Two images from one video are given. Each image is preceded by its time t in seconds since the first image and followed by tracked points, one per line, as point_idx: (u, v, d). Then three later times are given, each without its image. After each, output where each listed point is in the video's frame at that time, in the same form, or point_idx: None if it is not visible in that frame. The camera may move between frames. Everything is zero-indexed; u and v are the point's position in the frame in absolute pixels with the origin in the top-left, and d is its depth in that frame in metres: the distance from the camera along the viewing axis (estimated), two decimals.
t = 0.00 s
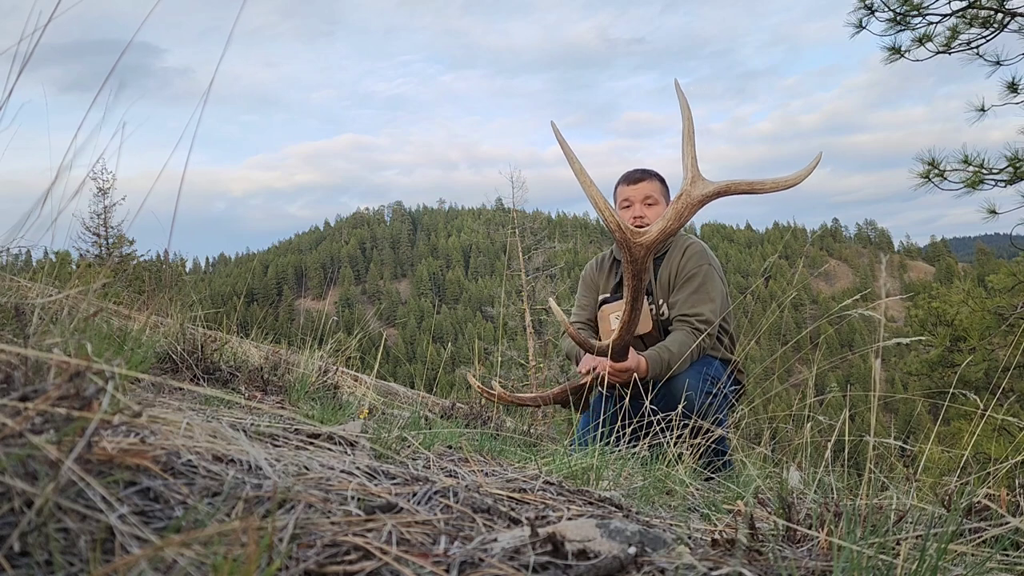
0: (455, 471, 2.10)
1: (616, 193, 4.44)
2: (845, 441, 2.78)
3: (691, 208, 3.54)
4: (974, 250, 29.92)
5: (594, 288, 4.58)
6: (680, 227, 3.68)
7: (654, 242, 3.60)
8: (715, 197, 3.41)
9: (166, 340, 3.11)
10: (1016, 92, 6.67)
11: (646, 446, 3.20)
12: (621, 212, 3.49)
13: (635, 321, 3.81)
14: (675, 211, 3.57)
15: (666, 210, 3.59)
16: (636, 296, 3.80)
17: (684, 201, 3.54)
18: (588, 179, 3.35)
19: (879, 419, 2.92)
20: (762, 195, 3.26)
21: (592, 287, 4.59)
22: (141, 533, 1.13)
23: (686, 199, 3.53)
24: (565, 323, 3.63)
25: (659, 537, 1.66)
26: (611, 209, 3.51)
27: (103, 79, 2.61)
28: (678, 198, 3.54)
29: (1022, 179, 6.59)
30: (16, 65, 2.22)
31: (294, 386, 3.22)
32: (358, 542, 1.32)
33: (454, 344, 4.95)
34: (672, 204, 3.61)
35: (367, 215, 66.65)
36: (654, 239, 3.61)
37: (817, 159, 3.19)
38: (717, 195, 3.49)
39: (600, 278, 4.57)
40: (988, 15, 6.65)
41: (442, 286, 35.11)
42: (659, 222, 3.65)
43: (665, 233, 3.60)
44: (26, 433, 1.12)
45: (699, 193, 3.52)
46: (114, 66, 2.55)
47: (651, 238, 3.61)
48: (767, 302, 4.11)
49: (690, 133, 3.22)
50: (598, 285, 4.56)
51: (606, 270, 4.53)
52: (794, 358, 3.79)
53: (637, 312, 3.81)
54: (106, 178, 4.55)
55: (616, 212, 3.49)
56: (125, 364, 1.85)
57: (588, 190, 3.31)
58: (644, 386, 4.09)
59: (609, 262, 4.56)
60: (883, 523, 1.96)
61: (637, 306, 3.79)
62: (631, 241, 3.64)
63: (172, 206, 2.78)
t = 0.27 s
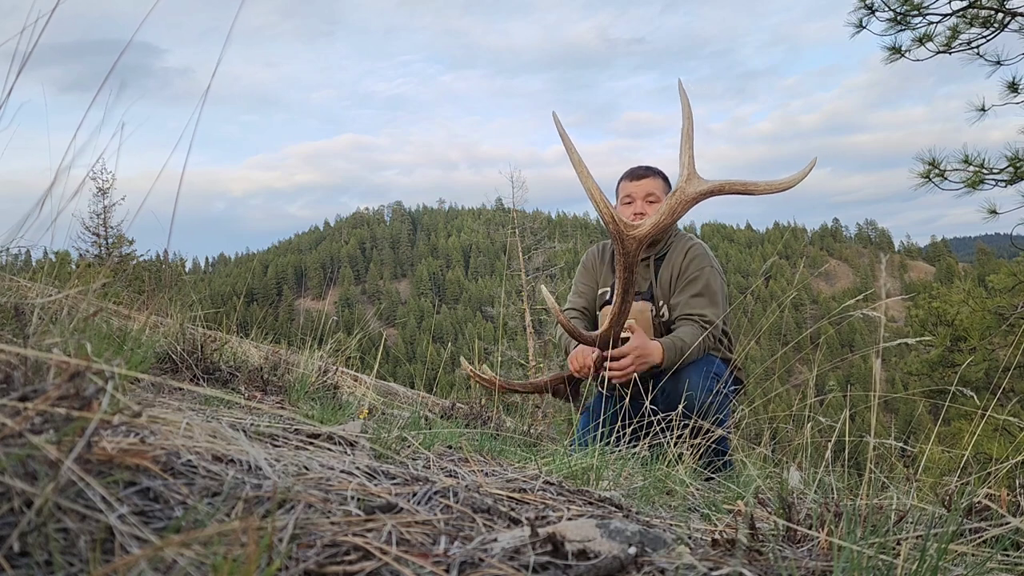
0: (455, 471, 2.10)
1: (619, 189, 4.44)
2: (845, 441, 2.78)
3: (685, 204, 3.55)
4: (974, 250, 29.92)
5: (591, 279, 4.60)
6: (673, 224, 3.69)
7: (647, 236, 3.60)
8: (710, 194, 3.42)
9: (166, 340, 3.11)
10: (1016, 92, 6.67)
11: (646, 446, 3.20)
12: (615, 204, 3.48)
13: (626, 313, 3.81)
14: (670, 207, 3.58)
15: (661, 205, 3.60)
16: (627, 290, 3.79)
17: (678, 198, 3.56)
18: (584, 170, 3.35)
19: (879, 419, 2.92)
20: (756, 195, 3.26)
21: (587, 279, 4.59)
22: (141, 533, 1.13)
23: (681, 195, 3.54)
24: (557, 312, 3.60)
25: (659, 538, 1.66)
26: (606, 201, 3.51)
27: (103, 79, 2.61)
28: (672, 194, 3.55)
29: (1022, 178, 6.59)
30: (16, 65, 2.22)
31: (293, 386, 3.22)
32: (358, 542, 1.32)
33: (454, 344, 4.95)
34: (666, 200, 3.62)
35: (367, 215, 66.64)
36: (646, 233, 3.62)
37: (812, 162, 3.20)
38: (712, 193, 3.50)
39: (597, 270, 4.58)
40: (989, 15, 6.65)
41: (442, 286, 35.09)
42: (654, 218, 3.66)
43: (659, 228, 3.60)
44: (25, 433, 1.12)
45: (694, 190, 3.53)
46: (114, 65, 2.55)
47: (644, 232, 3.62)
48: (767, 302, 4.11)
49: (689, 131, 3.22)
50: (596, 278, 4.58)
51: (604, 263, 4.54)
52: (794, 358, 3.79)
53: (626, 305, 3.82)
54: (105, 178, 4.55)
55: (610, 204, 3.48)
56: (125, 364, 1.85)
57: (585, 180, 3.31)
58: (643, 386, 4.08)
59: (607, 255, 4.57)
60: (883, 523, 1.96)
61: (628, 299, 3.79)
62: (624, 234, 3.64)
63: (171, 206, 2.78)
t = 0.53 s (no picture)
0: (455, 471, 2.10)
1: (622, 191, 4.45)
2: (845, 441, 2.78)
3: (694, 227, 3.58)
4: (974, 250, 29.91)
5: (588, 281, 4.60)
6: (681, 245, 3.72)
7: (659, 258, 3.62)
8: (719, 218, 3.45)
9: (166, 340, 3.11)
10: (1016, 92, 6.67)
11: (646, 446, 3.20)
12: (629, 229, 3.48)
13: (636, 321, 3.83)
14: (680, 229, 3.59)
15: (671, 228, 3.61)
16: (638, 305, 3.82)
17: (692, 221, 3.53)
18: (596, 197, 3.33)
19: (880, 419, 2.92)
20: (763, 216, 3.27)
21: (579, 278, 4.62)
22: (141, 532, 1.13)
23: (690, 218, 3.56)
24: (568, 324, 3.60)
25: (659, 538, 1.66)
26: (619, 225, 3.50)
27: (102, 79, 2.61)
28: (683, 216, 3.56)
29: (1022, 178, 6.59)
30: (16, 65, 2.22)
31: (293, 386, 3.22)
32: (358, 542, 1.32)
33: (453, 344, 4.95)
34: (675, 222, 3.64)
35: (367, 215, 66.64)
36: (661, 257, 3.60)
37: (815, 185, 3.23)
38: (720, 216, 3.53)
39: (594, 271, 4.59)
40: (988, 15, 6.65)
41: (442, 286, 35.12)
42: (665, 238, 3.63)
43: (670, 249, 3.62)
44: (25, 433, 1.12)
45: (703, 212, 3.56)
46: (113, 65, 2.55)
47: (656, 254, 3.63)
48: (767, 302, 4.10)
49: (699, 156, 3.22)
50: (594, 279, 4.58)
51: (601, 264, 4.54)
52: (794, 358, 3.78)
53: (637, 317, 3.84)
54: (105, 178, 4.55)
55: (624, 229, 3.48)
56: (125, 364, 1.85)
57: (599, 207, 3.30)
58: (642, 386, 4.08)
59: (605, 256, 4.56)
60: (883, 524, 1.96)
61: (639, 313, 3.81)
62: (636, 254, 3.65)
63: (171, 206, 2.78)
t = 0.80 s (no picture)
0: (455, 471, 2.10)
1: (622, 190, 4.44)
2: (845, 441, 2.78)
3: (685, 225, 3.58)
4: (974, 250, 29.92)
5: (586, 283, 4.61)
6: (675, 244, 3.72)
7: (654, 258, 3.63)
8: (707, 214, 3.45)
9: (166, 340, 3.10)
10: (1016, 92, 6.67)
11: (646, 446, 3.20)
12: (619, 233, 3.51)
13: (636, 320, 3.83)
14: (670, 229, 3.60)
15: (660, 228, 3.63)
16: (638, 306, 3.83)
17: (678, 219, 3.57)
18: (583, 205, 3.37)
19: (880, 419, 2.92)
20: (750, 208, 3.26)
21: (576, 279, 4.65)
22: (140, 532, 1.13)
23: (679, 217, 3.57)
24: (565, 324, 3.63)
25: (659, 538, 1.66)
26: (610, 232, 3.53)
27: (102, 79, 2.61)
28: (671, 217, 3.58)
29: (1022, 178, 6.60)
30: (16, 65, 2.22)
31: (293, 386, 3.22)
32: (359, 542, 1.32)
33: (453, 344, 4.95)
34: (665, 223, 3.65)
35: (367, 215, 66.64)
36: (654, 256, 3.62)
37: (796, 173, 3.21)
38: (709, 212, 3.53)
39: (592, 272, 4.59)
40: (988, 15, 6.65)
41: (442, 286, 35.13)
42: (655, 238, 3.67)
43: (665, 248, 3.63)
44: (25, 433, 1.12)
45: (692, 211, 3.56)
46: (113, 65, 2.55)
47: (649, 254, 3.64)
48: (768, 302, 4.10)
49: (678, 156, 3.23)
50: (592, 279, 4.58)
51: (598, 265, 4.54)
52: (794, 358, 3.78)
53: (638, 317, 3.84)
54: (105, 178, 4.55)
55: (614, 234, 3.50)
56: (125, 364, 1.85)
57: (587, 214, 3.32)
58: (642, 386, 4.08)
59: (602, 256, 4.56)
60: (883, 523, 1.96)
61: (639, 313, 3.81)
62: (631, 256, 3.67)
63: (172, 206, 2.78)
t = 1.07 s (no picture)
0: (455, 471, 2.10)
1: (621, 190, 4.45)
2: (845, 441, 2.78)
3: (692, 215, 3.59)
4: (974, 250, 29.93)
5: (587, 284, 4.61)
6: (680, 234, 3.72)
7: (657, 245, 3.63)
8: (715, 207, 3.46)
9: (166, 340, 3.10)
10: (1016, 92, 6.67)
11: (646, 446, 3.19)
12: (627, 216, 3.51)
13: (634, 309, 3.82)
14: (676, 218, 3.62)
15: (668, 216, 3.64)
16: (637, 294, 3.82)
17: (686, 208, 3.59)
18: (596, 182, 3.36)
19: (880, 420, 2.92)
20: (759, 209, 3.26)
21: (577, 281, 4.65)
22: (141, 532, 1.13)
23: (687, 206, 3.58)
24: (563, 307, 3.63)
25: (659, 537, 1.66)
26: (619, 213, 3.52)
27: (102, 80, 2.61)
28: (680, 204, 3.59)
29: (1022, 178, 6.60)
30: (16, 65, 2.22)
31: (293, 386, 3.22)
32: (359, 542, 1.32)
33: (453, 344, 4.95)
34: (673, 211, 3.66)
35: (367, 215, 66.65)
36: (656, 241, 3.62)
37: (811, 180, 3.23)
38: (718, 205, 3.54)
39: (594, 273, 4.58)
40: (988, 15, 6.66)
41: (442, 286, 35.14)
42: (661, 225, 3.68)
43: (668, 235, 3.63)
44: (25, 433, 1.12)
45: (701, 202, 3.57)
46: (112, 65, 2.55)
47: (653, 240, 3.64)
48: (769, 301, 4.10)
49: (695, 150, 3.24)
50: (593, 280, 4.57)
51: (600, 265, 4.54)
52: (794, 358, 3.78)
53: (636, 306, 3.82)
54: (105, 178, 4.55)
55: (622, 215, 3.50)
56: (125, 364, 1.85)
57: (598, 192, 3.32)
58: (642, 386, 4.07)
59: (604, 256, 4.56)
60: (882, 523, 1.96)
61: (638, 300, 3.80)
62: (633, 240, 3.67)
63: (172, 205, 2.78)
